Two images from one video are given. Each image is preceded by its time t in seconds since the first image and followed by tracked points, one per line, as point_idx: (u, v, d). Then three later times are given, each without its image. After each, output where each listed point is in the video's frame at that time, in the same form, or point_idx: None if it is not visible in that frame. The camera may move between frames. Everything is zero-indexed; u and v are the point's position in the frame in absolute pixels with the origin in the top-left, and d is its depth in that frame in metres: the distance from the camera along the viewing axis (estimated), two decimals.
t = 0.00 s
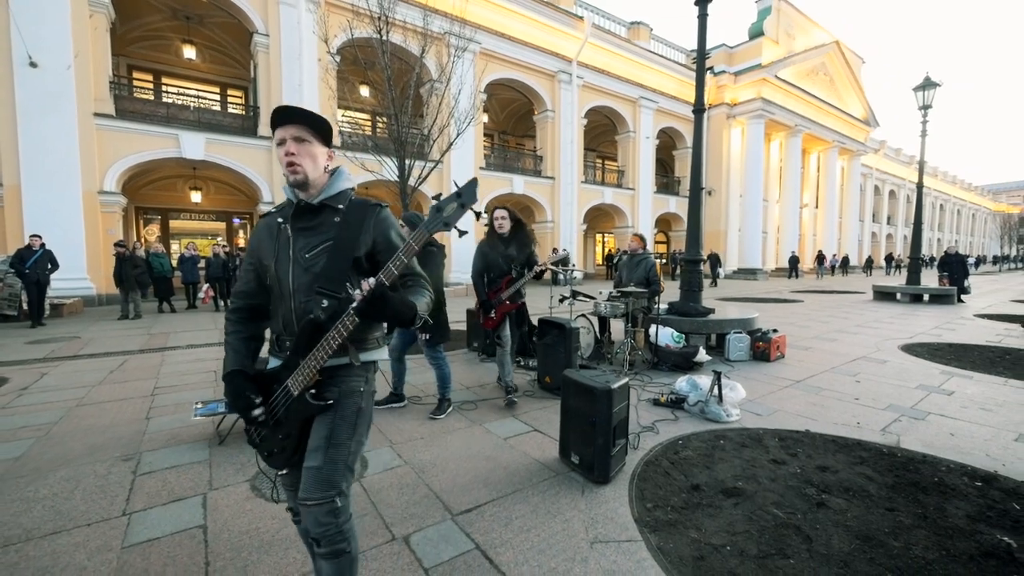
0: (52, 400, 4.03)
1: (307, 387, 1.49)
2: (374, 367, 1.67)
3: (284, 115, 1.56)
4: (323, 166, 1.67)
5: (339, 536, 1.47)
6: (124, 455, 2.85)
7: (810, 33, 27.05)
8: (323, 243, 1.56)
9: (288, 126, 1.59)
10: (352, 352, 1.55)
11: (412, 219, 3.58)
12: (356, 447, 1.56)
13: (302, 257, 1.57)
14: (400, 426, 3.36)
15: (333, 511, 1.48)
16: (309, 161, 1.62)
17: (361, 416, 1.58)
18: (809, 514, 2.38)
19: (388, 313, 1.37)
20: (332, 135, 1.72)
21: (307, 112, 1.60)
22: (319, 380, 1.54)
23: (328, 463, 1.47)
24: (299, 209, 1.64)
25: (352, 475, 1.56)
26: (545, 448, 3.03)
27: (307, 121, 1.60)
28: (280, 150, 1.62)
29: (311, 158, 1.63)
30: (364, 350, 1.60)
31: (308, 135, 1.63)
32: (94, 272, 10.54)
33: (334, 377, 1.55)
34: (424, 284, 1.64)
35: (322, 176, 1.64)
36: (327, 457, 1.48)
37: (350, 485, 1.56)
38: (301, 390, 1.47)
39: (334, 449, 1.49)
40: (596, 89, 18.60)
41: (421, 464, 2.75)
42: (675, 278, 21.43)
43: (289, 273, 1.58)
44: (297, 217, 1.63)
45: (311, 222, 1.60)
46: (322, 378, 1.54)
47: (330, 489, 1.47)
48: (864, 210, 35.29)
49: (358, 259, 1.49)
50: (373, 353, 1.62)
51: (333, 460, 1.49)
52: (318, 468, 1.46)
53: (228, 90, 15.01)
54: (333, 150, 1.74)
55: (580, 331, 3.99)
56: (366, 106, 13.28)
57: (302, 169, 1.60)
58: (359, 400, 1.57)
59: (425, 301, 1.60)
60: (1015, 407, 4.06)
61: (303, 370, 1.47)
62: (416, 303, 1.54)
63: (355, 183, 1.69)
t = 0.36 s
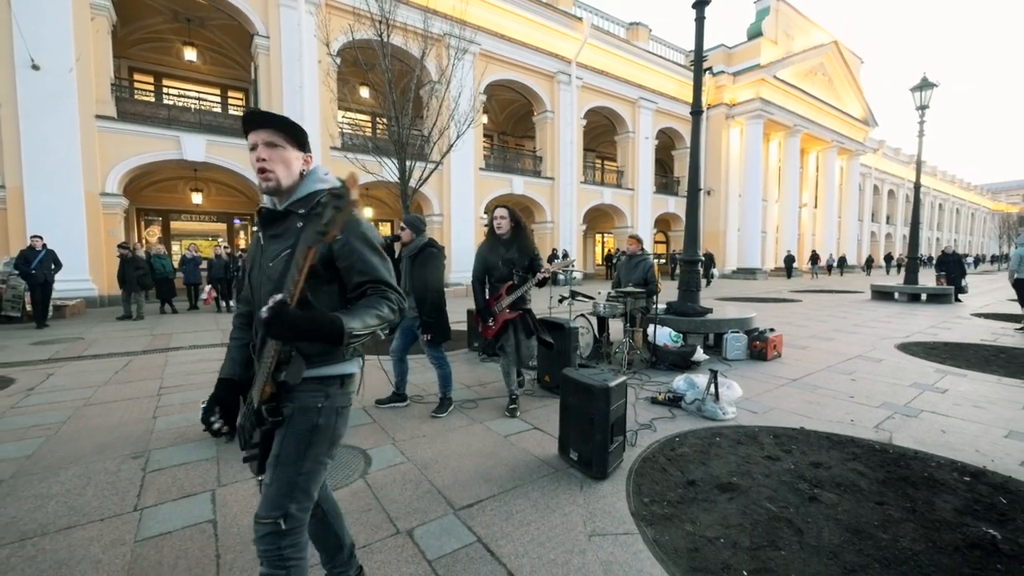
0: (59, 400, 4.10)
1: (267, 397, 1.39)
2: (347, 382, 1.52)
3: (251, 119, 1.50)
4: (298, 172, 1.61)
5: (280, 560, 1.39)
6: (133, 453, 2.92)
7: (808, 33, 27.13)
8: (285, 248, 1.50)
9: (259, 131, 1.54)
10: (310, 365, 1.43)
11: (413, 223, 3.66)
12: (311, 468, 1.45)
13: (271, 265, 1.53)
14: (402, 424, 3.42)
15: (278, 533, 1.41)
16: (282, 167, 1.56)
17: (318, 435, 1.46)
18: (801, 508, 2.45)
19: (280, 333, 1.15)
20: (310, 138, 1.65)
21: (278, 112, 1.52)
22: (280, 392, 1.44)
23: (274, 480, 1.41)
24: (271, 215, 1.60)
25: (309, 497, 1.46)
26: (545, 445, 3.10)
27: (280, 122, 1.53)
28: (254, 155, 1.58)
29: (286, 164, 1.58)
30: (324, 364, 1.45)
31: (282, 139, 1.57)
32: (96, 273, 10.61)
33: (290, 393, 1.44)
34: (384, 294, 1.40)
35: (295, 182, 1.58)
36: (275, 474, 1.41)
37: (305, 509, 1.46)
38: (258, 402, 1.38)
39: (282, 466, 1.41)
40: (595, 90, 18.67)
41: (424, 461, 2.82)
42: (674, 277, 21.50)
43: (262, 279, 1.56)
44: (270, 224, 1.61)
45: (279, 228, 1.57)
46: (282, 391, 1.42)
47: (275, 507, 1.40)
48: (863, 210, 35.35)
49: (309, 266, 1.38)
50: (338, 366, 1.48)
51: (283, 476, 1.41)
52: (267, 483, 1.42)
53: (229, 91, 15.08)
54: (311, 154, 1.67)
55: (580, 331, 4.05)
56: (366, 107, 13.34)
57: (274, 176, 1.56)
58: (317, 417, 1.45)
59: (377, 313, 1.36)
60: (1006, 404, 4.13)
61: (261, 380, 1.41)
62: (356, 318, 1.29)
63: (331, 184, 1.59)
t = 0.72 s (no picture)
0: (68, 397, 4.19)
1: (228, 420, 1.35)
2: (313, 407, 1.38)
3: (176, 127, 1.31)
4: (241, 174, 1.43)
5: None
6: (144, 448, 3.01)
7: (809, 34, 27.16)
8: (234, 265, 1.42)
9: (188, 141, 1.35)
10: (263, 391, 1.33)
11: (415, 224, 3.73)
12: (265, 499, 1.32)
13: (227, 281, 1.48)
14: (404, 422, 3.50)
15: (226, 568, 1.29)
16: (225, 177, 1.40)
17: (274, 464, 1.33)
18: (791, 501, 2.53)
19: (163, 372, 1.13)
20: (249, 130, 1.42)
21: (202, 117, 1.30)
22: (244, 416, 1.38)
23: (224, 510, 1.29)
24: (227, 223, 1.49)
25: (265, 529, 1.34)
26: (545, 442, 3.18)
27: (204, 128, 1.31)
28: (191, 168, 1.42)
29: (230, 173, 1.41)
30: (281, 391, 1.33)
31: (215, 144, 1.37)
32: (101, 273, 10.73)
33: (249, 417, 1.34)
34: (325, 325, 1.24)
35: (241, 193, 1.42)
36: (225, 504, 1.30)
37: (261, 542, 1.33)
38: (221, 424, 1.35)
39: (231, 497, 1.29)
40: (596, 90, 18.73)
41: (426, 457, 2.90)
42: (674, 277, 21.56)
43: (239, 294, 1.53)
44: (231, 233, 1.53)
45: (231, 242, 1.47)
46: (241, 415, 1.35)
47: (222, 540, 1.29)
48: (864, 210, 35.39)
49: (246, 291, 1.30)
50: (298, 394, 1.33)
51: (233, 508, 1.30)
52: (218, 512, 1.31)
53: (232, 92, 15.19)
54: (254, 147, 1.48)
55: (579, 331, 4.13)
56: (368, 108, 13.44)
57: (218, 189, 1.41)
58: (273, 445, 1.31)
59: (310, 347, 1.22)
60: (998, 403, 4.21)
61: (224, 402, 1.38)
62: (267, 362, 1.16)
63: (279, 188, 1.41)
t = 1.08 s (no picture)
0: (81, 394, 4.31)
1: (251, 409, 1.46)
2: (331, 397, 1.48)
3: (205, 136, 1.39)
4: (263, 183, 1.51)
5: (256, 569, 1.39)
6: (157, 442, 3.11)
7: (813, 32, 27.09)
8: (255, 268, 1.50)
9: (212, 149, 1.42)
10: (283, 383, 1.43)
11: (418, 225, 3.80)
12: (288, 481, 1.43)
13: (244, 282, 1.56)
14: (408, 418, 3.60)
15: (251, 544, 1.39)
16: (248, 185, 1.47)
17: (295, 449, 1.44)
18: (783, 495, 2.60)
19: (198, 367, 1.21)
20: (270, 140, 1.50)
21: (229, 129, 1.38)
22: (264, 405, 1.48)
23: (250, 490, 1.39)
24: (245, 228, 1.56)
25: (287, 510, 1.45)
26: (545, 437, 3.26)
27: (231, 140, 1.39)
28: (215, 176, 1.49)
29: (252, 181, 1.48)
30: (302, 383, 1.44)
31: (240, 155, 1.44)
32: (110, 272, 10.89)
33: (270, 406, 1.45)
34: (345, 326, 1.36)
35: (264, 201, 1.50)
36: (250, 485, 1.40)
37: (283, 520, 1.44)
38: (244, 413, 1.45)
39: (257, 479, 1.40)
40: (599, 90, 18.77)
41: (429, 451, 2.99)
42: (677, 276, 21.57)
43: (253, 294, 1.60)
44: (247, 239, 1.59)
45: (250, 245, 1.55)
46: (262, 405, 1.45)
47: (249, 519, 1.39)
48: (869, 209, 35.24)
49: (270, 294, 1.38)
50: (319, 387, 1.45)
51: (257, 489, 1.40)
52: (243, 493, 1.41)
53: (238, 94, 15.35)
54: (275, 157, 1.55)
55: (579, 330, 4.21)
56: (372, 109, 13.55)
57: (241, 198, 1.48)
58: (295, 431, 1.43)
59: (335, 345, 1.34)
60: (994, 401, 4.25)
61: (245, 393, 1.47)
62: (295, 361, 1.27)
63: (298, 195, 1.51)
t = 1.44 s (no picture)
0: (96, 392, 4.43)
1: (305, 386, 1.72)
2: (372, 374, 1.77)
3: (291, 154, 1.67)
4: (330, 192, 1.78)
5: (308, 519, 1.63)
6: (169, 439, 3.21)
7: (823, 28, 26.77)
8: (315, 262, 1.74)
9: (293, 163, 1.70)
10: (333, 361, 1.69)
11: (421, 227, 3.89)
12: (339, 443, 1.70)
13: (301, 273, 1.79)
14: (411, 416, 3.68)
15: (308, 497, 1.64)
16: (320, 195, 1.75)
17: (344, 417, 1.72)
18: (780, 494, 2.62)
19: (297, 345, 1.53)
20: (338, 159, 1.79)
21: (308, 147, 1.67)
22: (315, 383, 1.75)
23: (308, 450, 1.66)
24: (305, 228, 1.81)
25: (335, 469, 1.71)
26: (546, 436, 3.31)
27: (310, 156, 1.68)
28: (291, 185, 1.76)
29: (322, 190, 1.76)
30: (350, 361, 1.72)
31: (316, 169, 1.73)
32: (125, 273, 11.13)
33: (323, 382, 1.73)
34: (393, 306, 1.68)
35: (331, 208, 1.77)
36: (307, 446, 1.66)
37: (333, 478, 1.70)
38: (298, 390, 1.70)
39: (313, 441, 1.66)
40: (606, 90, 18.72)
41: (432, 449, 3.06)
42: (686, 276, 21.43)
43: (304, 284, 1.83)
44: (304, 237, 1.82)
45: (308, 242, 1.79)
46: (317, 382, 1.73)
47: (305, 475, 1.64)
48: (882, 207, 34.73)
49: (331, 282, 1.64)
50: (362, 363, 1.73)
51: (314, 450, 1.66)
52: (301, 454, 1.66)
53: (248, 97, 15.57)
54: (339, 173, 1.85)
55: (582, 329, 4.25)
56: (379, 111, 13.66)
57: (314, 204, 1.76)
58: (345, 400, 1.72)
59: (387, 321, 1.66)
60: (1002, 402, 4.21)
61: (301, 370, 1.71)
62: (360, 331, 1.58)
63: (358, 202, 1.80)
